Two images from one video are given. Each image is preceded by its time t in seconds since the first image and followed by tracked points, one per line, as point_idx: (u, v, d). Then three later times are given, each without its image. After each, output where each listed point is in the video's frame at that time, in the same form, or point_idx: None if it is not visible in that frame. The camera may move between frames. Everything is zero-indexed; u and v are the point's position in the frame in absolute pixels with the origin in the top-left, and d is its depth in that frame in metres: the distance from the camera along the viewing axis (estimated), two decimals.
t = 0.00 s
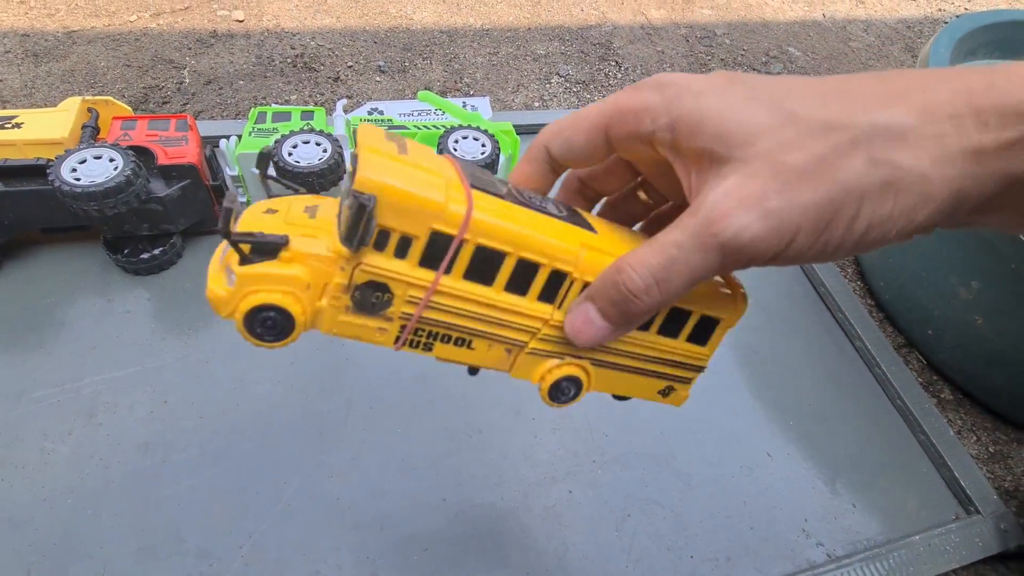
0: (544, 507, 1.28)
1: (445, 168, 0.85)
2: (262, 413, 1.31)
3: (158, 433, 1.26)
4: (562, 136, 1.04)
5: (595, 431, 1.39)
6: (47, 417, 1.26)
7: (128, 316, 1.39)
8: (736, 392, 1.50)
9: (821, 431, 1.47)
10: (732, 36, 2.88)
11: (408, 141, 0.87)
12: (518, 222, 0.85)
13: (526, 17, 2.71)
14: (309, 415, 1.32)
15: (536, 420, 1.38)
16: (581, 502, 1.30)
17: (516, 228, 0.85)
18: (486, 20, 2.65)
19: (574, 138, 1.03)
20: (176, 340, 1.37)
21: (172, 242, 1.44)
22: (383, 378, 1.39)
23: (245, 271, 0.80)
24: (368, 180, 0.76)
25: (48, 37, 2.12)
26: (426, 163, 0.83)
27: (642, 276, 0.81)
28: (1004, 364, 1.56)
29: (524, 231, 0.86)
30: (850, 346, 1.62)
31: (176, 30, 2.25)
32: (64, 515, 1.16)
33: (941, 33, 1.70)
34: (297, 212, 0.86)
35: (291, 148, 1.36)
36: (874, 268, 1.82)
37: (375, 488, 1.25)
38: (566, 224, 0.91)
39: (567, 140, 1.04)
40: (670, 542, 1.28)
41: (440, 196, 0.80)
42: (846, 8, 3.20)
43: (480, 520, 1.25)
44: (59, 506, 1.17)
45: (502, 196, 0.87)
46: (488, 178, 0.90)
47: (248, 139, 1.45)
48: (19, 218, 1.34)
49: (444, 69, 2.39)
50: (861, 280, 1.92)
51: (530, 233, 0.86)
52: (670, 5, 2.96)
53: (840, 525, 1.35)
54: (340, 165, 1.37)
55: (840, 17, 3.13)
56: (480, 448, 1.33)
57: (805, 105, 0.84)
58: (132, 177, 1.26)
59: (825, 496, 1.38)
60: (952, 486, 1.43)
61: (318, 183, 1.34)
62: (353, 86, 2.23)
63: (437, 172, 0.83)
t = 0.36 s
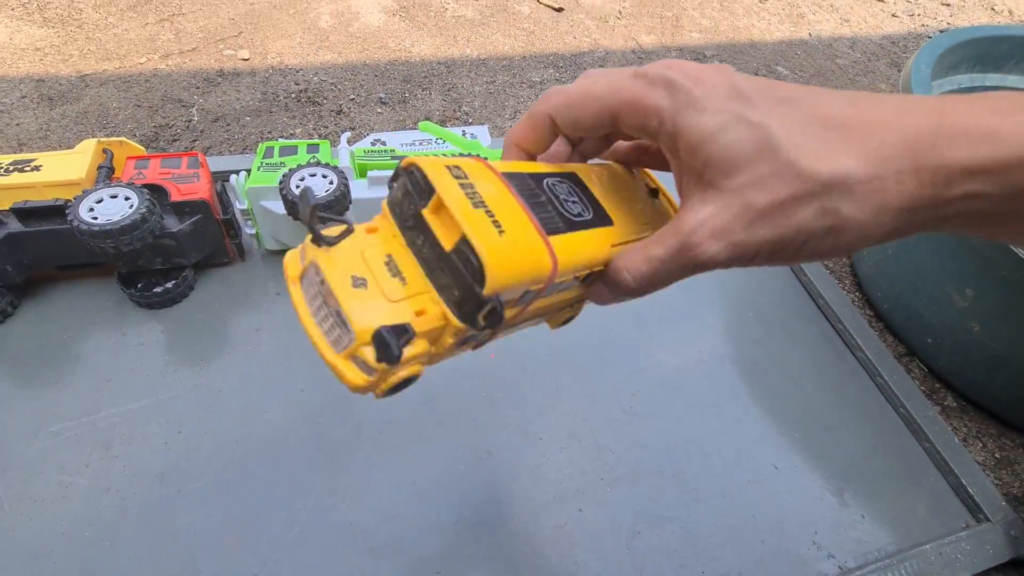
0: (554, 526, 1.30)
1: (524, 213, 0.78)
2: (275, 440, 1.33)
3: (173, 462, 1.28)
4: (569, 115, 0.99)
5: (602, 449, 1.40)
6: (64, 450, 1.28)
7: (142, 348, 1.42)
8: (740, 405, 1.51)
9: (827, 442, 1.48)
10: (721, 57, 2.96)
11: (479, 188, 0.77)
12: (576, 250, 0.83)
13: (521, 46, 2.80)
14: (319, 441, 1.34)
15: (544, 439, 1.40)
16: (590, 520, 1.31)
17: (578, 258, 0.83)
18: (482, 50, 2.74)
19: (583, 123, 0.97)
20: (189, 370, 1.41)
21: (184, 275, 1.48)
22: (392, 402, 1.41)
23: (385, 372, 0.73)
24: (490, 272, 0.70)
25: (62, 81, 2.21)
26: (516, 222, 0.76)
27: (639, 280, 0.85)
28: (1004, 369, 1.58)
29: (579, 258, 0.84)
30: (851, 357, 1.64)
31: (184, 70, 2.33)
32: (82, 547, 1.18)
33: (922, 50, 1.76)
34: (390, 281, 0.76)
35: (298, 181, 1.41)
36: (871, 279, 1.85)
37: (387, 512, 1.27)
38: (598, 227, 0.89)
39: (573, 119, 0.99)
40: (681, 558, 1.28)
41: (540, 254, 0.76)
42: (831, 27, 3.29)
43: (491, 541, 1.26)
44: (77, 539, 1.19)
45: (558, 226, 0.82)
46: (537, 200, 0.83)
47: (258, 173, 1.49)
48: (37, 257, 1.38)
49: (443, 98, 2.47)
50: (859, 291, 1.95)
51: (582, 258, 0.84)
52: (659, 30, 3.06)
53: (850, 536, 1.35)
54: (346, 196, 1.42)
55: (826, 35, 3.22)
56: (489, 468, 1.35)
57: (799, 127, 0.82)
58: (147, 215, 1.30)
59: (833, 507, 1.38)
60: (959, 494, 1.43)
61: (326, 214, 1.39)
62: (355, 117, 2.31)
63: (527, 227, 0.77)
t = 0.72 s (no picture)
0: (560, 547, 1.29)
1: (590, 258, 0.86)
2: (279, 470, 1.34)
3: (178, 497, 1.29)
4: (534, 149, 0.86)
5: (606, 467, 1.40)
6: (71, 489, 1.29)
7: (148, 384, 1.45)
8: (743, 418, 1.51)
9: (833, 452, 1.47)
10: (709, 73, 3.02)
11: (558, 259, 0.81)
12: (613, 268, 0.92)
13: (512, 72, 2.87)
14: (323, 470, 1.35)
15: (547, 460, 1.40)
16: (597, 540, 1.30)
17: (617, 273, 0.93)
18: (474, 77, 2.80)
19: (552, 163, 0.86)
20: (193, 405, 1.42)
21: (187, 311, 1.51)
22: (394, 428, 1.42)
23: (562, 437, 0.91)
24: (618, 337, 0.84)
25: (68, 126, 2.28)
26: (599, 279, 0.85)
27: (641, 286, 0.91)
28: (1007, 371, 1.57)
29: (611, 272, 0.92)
30: (852, 364, 1.63)
31: (185, 110, 2.40)
32: None
33: (902, 59, 1.79)
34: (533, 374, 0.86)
35: (295, 215, 1.45)
36: (869, 286, 1.86)
37: (392, 540, 1.26)
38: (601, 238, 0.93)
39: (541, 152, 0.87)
40: None
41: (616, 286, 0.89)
42: (816, 38, 3.35)
43: (497, 566, 1.25)
44: None
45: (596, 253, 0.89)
46: (577, 236, 0.88)
47: (256, 208, 1.53)
48: (44, 299, 1.41)
49: (437, 126, 2.53)
50: (858, 297, 1.96)
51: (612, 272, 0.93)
52: (647, 50, 3.12)
53: (861, 547, 1.33)
54: (342, 227, 1.45)
55: (812, 47, 3.27)
56: (493, 492, 1.34)
57: (779, 172, 0.74)
58: (149, 253, 1.34)
59: (843, 518, 1.37)
60: (971, 499, 1.41)
61: (323, 246, 1.42)
62: (352, 148, 2.36)
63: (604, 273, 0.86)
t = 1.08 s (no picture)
0: (574, 551, 1.29)
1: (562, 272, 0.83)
2: (295, 474, 1.36)
3: (196, 501, 1.31)
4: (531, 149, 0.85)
5: (619, 470, 1.40)
6: (93, 493, 1.32)
7: (165, 390, 1.47)
8: (756, 419, 1.50)
9: (848, 453, 1.45)
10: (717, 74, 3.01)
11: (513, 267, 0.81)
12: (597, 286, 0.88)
13: (520, 77, 2.89)
14: (337, 474, 1.36)
15: (559, 463, 1.40)
16: (610, 543, 1.30)
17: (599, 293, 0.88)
18: (482, 83, 2.82)
19: (552, 162, 0.85)
20: (210, 410, 1.45)
21: (203, 317, 1.54)
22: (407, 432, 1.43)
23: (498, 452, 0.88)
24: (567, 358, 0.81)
25: (86, 138, 2.33)
26: (567, 301, 0.82)
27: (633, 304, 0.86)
28: None
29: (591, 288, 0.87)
30: (867, 364, 1.62)
31: (199, 121, 2.45)
32: None
33: (910, 57, 1.77)
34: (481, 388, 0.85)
35: (308, 222, 1.47)
36: (882, 285, 1.85)
37: (405, 543, 1.27)
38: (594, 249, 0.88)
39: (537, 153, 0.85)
40: None
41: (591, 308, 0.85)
42: (825, 38, 3.33)
43: (511, 569, 1.25)
44: None
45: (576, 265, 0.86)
46: (557, 247, 0.84)
47: (269, 216, 1.55)
48: (64, 307, 1.45)
49: (446, 132, 2.55)
50: (871, 297, 1.95)
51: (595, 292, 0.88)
52: (654, 53, 3.13)
53: (879, 550, 1.32)
54: (353, 234, 1.46)
55: (820, 46, 3.26)
56: (505, 495, 1.35)
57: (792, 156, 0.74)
58: (166, 262, 1.36)
59: (859, 520, 1.35)
60: (991, 501, 1.39)
61: (336, 252, 1.43)
62: (362, 156, 2.39)
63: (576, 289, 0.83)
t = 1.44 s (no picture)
0: (590, 562, 1.27)
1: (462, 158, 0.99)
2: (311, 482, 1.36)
3: (213, 509, 1.32)
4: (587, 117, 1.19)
5: (635, 480, 1.38)
6: (112, 500, 1.33)
7: (183, 398, 1.49)
8: (774, 429, 1.48)
9: (870, 465, 1.43)
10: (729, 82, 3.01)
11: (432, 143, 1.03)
12: (505, 190, 0.94)
13: (531, 86, 2.91)
14: (353, 483, 1.36)
15: (574, 473, 1.39)
16: (627, 555, 1.28)
17: (504, 198, 0.94)
18: (494, 93, 2.85)
19: (591, 128, 1.18)
20: (227, 417, 1.46)
21: (220, 326, 1.56)
22: (422, 440, 1.43)
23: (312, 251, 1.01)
24: (384, 168, 0.94)
25: (107, 150, 2.38)
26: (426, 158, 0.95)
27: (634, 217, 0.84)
28: None
29: (513, 196, 0.94)
30: (887, 374, 1.59)
31: (217, 132, 2.49)
32: None
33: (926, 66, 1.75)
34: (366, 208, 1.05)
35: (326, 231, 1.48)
36: (902, 294, 1.82)
37: (420, 553, 1.27)
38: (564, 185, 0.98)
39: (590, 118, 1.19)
40: None
41: (444, 175, 0.94)
42: (838, 45, 3.32)
43: None
44: None
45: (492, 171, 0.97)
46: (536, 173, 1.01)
47: (286, 225, 1.57)
48: (85, 315, 1.47)
49: (459, 141, 2.57)
50: (890, 306, 1.91)
51: (514, 202, 0.94)
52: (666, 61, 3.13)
53: (902, 564, 1.29)
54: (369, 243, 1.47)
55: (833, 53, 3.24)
56: (520, 505, 1.34)
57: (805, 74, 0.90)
58: (186, 271, 1.38)
59: (882, 534, 1.33)
60: (1019, 515, 1.36)
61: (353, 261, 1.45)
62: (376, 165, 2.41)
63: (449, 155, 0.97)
